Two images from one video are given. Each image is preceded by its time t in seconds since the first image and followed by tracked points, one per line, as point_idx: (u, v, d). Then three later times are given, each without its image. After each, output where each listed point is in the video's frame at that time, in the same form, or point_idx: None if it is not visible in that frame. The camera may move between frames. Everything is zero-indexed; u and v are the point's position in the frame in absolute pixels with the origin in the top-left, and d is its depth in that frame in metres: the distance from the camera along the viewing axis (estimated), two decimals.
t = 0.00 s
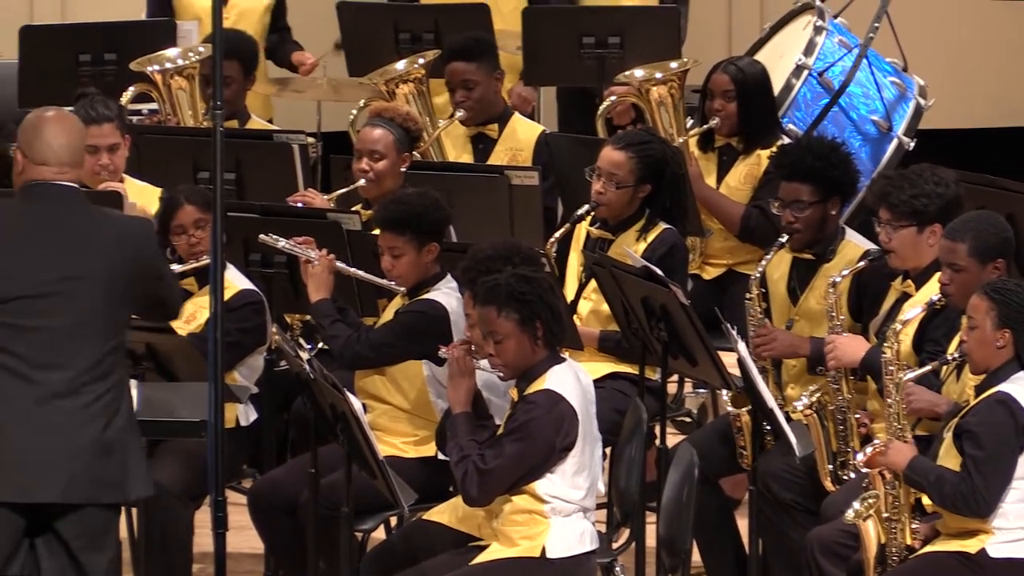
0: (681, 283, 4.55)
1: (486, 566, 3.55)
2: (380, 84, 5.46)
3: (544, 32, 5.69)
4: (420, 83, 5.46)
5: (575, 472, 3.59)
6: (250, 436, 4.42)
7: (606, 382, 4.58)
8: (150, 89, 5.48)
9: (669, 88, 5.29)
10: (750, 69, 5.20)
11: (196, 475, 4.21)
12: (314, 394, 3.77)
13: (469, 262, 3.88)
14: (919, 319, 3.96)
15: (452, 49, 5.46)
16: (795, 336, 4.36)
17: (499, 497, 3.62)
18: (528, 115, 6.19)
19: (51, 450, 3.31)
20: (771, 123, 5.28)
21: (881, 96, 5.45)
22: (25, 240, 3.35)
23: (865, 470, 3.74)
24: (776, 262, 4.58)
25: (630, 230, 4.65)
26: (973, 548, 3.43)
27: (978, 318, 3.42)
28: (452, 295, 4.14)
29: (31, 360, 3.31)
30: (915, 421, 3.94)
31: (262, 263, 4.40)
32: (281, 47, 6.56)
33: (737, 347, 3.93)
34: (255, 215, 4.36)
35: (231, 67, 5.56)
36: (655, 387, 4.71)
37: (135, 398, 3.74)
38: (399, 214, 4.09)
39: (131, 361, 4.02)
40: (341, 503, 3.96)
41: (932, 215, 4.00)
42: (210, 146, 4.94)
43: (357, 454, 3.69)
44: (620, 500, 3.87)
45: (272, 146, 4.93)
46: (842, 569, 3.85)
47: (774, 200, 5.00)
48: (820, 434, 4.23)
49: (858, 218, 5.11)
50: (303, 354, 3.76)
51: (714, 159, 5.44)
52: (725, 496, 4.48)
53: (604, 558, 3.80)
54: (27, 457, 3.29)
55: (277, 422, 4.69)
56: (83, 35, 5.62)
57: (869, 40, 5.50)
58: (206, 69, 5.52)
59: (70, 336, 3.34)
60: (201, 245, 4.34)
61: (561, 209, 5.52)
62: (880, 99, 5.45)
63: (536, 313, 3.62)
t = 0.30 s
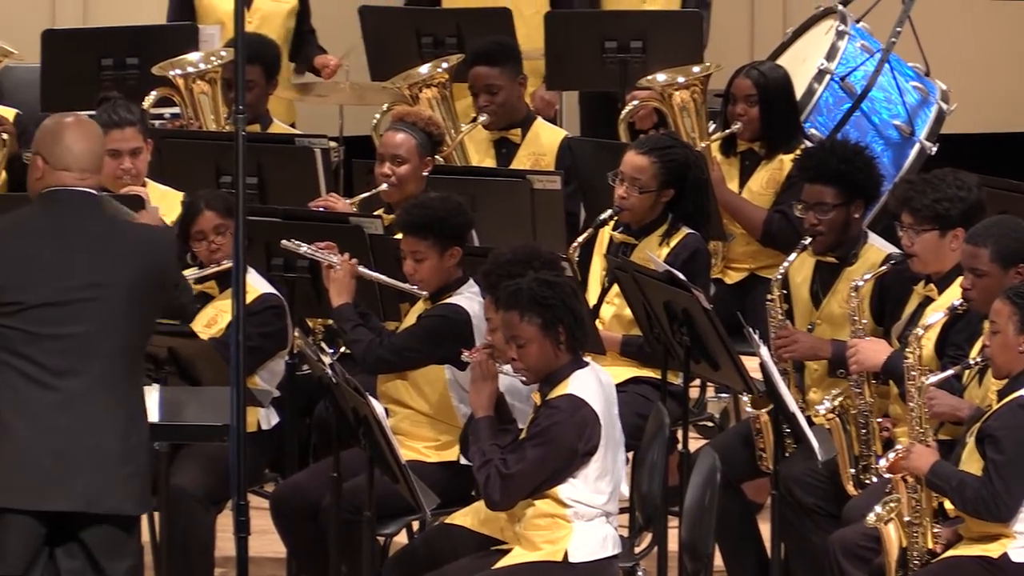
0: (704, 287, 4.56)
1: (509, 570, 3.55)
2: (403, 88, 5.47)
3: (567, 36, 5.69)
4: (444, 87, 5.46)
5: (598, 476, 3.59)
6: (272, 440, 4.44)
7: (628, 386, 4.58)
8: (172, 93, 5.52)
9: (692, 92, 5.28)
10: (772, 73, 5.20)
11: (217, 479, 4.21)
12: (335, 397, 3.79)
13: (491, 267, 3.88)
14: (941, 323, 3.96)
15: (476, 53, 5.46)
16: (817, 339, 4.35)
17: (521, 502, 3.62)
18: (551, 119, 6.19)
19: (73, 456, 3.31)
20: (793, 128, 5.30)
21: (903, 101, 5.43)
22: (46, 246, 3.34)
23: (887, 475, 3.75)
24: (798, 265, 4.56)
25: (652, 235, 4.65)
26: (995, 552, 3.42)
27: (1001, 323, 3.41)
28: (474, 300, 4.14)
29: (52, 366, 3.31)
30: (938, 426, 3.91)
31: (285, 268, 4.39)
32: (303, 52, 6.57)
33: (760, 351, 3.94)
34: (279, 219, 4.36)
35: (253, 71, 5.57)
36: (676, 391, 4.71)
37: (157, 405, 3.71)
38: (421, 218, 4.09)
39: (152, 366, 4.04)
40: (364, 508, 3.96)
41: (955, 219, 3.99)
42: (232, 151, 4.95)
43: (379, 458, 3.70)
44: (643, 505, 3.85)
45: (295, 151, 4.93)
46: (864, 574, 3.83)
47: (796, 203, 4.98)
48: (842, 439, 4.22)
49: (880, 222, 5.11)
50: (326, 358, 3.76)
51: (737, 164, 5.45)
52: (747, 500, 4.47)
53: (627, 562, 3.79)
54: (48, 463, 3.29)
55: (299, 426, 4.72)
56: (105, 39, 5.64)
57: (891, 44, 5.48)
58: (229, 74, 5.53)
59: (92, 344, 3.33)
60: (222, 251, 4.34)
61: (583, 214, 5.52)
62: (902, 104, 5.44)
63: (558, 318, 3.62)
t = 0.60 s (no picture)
0: (728, 291, 4.53)
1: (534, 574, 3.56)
2: (434, 92, 5.46)
3: (591, 40, 5.70)
4: (475, 93, 5.45)
5: (623, 481, 3.58)
6: (297, 444, 4.46)
7: (653, 390, 4.58)
8: (197, 97, 5.54)
9: (716, 97, 5.26)
10: (797, 78, 5.20)
11: (242, 482, 4.22)
12: (360, 402, 3.79)
13: (516, 272, 3.88)
14: (966, 328, 3.95)
15: (506, 57, 5.46)
16: (842, 342, 4.33)
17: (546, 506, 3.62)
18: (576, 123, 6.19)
19: (94, 457, 3.32)
20: (818, 133, 5.28)
21: (928, 105, 5.45)
22: (67, 246, 3.34)
23: (913, 478, 3.74)
24: (824, 269, 4.56)
25: (676, 239, 4.65)
26: (1020, 557, 3.43)
27: None
28: (499, 304, 4.14)
29: (74, 367, 3.31)
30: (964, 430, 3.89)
31: (310, 272, 4.41)
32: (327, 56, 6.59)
33: (785, 356, 3.94)
34: (304, 224, 4.38)
35: (278, 76, 5.58)
36: (701, 395, 4.71)
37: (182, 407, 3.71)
38: (446, 222, 4.11)
39: (177, 369, 4.06)
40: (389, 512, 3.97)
41: (980, 223, 3.98)
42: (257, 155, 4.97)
43: (404, 462, 3.70)
44: (667, 508, 3.86)
45: (319, 155, 4.95)
46: None
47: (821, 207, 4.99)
48: (867, 443, 4.19)
49: (904, 226, 5.10)
50: (351, 363, 3.76)
51: (762, 168, 5.43)
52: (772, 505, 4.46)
53: (652, 567, 3.79)
54: (70, 465, 3.31)
55: (324, 430, 4.73)
56: (130, 43, 5.66)
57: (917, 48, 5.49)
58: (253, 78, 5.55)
59: (113, 345, 3.33)
60: (246, 258, 4.34)
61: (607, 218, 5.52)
62: (927, 108, 5.46)
63: (583, 322, 3.61)
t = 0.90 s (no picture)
0: (753, 294, 4.52)
1: None
2: (461, 96, 5.47)
3: (618, 45, 5.69)
4: (502, 97, 5.45)
5: (648, 485, 3.58)
6: (323, 449, 4.48)
7: (677, 394, 4.59)
8: (222, 101, 5.55)
9: (742, 101, 5.26)
10: (823, 82, 5.18)
11: (267, 485, 4.23)
12: (386, 406, 3.79)
13: (541, 277, 3.88)
14: (991, 331, 3.93)
15: (535, 62, 5.47)
16: (868, 346, 4.32)
17: (571, 510, 3.62)
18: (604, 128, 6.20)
19: (111, 459, 3.29)
20: (844, 136, 5.28)
21: (953, 109, 5.44)
22: (85, 249, 3.34)
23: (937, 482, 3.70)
24: (849, 274, 4.55)
25: (701, 242, 4.63)
26: None
27: None
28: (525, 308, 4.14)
29: (91, 369, 3.30)
30: (989, 434, 3.88)
31: (335, 275, 4.44)
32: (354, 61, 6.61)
33: (810, 359, 3.93)
34: (328, 227, 4.41)
35: (303, 79, 5.59)
36: (726, 399, 4.71)
37: (206, 411, 3.72)
38: (472, 226, 4.10)
39: (202, 373, 4.06)
40: (413, 515, 3.97)
41: (1005, 227, 3.96)
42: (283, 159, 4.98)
43: (429, 466, 3.71)
44: (692, 512, 3.85)
45: (345, 159, 4.95)
46: None
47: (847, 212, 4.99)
48: (892, 447, 4.19)
49: (931, 230, 5.09)
50: (376, 366, 3.77)
51: (787, 171, 5.42)
52: (797, 508, 4.45)
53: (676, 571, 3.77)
54: (88, 467, 3.27)
55: (350, 433, 4.76)
56: (155, 47, 5.68)
57: (942, 53, 5.47)
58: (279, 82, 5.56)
59: (131, 347, 3.31)
60: (272, 263, 4.35)
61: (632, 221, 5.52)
62: (952, 112, 5.44)
63: (608, 327, 3.61)
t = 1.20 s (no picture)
0: (782, 297, 4.53)
1: None
2: (490, 99, 5.49)
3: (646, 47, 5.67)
4: (531, 100, 5.46)
5: (676, 487, 3.58)
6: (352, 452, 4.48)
7: (707, 397, 4.59)
8: (251, 103, 5.55)
9: (772, 104, 5.26)
10: (853, 85, 5.16)
11: (296, 488, 4.24)
12: (415, 408, 3.81)
13: (568, 279, 3.87)
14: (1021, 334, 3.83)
15: (563, 65, 5.48)
16: (898, 350, 4.31)
17: (600, 513, 3.62)
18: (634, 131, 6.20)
19: (129, 462, 3.29)
20: (874, 139, 5.26)
21: (983, 112, 5.44)
22: (105, 253, 3.33)
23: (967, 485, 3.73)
24: (879, 278, 4.55)
25: (730, 245, 4.64)
26: None
27: None
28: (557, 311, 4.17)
29: (110, 371, 3.30)
30: (1018, 436, 3.85)
31: (365, 278, 4.50)
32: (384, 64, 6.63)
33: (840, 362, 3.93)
34: (359, 230, 4.46)
35: (333, 82, 5.61)
36: (755, 402, 4.72)
37: (233, 415, 3.71)
38: (502, 228, 4.11)
39: (232, 375, 4.08)
40: (443, 517, 3.98)
41: None
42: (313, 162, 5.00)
43: (458, 468, 3.72)
44: (722, 515, 3.85)
45: (374, 161, 4.95)
46: None
47: (877, 215, 4.98)
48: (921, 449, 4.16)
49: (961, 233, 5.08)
50: (405, 369, 3.77)
51: (817, 175, 5.42)
52: (826, 511, 4.45)
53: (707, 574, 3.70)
54: (105, 470, 3.28)
55: (379, 436, 4.79)
56: (185, 49, 5.70)
57: (972, 55, 5.47)
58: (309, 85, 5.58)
59: (150, 351, 3.31)
60: (303, 266, 4.36)
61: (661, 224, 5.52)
62: (982, 115, 5.45)
63: (638, 331, 3.61)
